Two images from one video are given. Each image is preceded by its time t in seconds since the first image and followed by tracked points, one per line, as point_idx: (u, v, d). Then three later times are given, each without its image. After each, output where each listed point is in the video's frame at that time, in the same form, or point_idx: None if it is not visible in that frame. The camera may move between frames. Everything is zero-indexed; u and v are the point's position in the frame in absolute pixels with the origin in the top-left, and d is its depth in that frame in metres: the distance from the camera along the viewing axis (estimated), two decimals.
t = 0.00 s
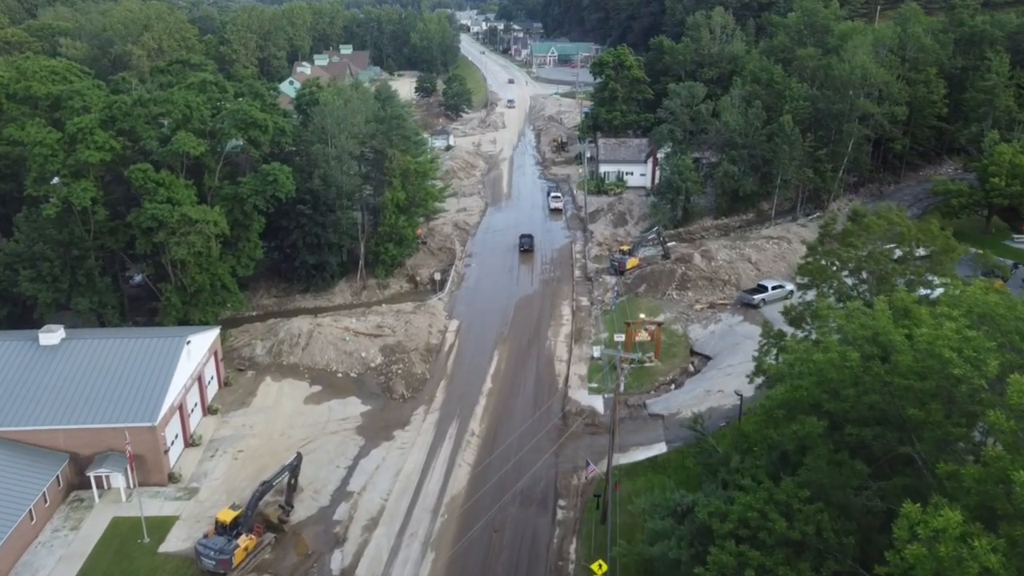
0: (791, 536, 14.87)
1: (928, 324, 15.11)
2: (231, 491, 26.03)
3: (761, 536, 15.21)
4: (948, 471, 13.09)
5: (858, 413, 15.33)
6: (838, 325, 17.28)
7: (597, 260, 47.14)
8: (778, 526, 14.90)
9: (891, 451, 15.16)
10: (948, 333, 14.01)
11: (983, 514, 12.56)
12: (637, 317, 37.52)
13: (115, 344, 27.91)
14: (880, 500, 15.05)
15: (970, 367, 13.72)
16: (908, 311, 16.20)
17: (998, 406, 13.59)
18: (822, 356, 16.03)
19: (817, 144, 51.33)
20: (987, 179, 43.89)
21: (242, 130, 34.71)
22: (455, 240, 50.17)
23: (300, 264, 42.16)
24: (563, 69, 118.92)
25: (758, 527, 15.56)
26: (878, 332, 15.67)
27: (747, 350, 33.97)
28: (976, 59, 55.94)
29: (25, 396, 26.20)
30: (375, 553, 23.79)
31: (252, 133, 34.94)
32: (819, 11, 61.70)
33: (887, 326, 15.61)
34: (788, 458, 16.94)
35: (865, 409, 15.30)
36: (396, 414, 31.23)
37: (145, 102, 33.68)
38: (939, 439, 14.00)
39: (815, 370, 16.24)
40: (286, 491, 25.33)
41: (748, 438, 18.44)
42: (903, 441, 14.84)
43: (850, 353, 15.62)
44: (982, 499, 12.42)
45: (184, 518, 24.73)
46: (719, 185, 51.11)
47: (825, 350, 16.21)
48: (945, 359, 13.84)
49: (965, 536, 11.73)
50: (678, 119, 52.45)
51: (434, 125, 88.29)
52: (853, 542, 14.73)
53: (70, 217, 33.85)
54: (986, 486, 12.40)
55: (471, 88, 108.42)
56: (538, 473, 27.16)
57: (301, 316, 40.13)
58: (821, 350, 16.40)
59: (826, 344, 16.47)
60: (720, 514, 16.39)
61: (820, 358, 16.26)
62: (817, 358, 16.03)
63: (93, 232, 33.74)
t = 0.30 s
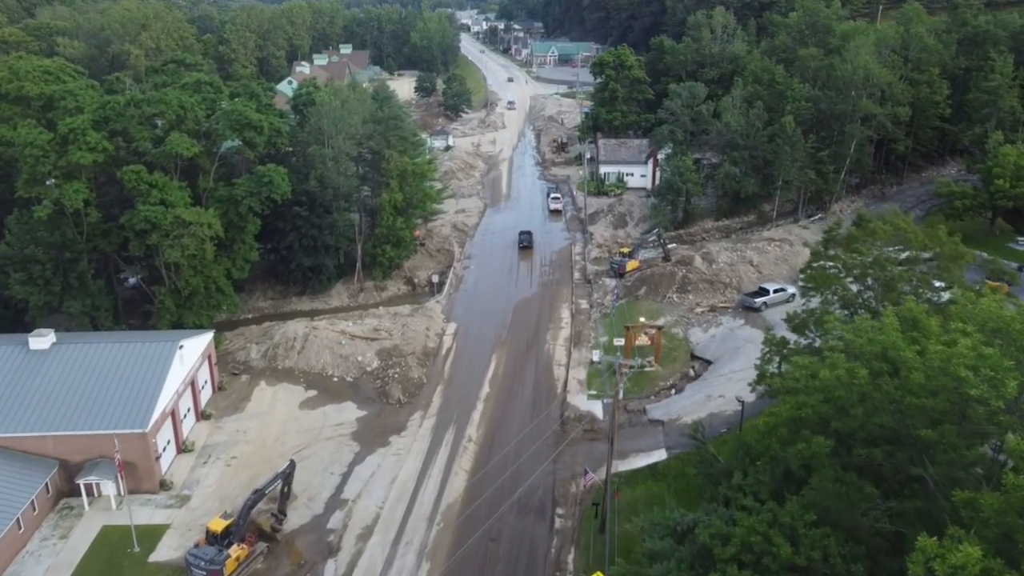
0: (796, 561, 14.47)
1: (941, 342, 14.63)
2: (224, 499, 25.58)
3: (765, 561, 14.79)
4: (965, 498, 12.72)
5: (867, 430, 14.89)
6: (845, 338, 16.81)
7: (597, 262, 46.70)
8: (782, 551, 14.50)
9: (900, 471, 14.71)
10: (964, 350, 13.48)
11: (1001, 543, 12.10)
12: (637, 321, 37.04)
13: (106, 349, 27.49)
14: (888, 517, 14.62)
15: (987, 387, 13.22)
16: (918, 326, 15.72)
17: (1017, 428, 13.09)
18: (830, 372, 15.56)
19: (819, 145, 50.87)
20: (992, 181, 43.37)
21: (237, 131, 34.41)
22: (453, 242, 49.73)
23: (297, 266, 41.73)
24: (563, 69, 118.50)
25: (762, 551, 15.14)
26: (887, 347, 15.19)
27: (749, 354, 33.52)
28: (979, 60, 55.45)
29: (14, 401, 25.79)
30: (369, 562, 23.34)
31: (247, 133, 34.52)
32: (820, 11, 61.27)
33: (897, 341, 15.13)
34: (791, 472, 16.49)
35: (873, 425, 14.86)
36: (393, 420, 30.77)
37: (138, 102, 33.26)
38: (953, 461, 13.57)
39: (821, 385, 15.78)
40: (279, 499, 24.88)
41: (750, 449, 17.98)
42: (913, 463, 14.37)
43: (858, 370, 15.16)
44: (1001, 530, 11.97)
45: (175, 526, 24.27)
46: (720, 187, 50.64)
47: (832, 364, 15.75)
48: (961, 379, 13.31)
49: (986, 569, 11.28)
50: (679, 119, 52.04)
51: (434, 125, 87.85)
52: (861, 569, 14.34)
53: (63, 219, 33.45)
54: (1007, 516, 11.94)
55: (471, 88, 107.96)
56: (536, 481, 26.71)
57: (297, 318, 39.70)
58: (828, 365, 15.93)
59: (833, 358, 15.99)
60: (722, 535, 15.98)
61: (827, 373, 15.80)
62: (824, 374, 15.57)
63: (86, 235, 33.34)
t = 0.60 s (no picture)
0: None
1: (952, 357, 14.22)
2: (218, 505, 25.22)
3: None
4: (980, 523, 12.34)
5: (875, 446, 14.48)
6: (851, 350, 16.41)
7: (597, 264, 46.32)
8: (788, 569, 14.13)
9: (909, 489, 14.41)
10: (978, 366, 13.14)
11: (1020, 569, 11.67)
12: (637, 324, 36.68)
13: (99, 353, 27.12)
14: (896, 532, 14.24)
15: (1002, 405, 12.88)
16: (928, 339, 15.30)
17: None
18: (836, 387, 15.17)
19: (821, 146, 50.48)
20: (997, 182, 42.92)
21: (232, 132, 33.98)
22: (452, 243, 49.36)
23: (294, 268, 41.34)
24: (564, 69, 118.08)
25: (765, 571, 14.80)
26: (895, 360, 14.78)
27: (750, 357, 33.18)
28: (982, 60, 55.04)
29: (5, 406, 25.43)
30: (365, 571, 22.98)
31: (243, 134, 34.15)
32: (822, 11, 60.83)
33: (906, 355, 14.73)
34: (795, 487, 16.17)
35: (881, 440, 14.48)
36: (390, 424, 30.39)
37: (133, 103, 32.87)
38: (965, 481, 13.16)
39: (827, 398, 15.38)
40: (273, 505, 24.51)
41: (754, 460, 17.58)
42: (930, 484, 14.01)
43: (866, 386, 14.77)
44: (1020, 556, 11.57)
45: (167, 533, 23.90)
46: (721, 188, 50.28)
47: (839, 378, 15.36)
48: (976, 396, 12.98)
49: None
50: (680, 120, 51.67)
51: (433, 126, 87.43)
52: None
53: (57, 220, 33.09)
54: None
55: (471, 87, 107.56)
56: (535, 487, 26.35)
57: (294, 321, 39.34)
58: (834, 379, 15.54)
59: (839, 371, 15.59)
60: (724, 554, 15.63)
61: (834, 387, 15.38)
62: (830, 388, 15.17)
63: (80, 236, 33.00)
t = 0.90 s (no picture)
0: None
1: (965, 374, 13.78)
2: (212, 511, 24.86)
3: None
4: (996, 550, 11.91)
5: (883, 463, 14.08)
6: (857, 360, 16.01)
7: (597, 265, 45.98)
8: None
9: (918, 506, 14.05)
10: (993, 382, 12.80)
11: None
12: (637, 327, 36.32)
13: (92, 356, 26.77)
14: (904, 549, 13.88)
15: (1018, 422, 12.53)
16: (939, 354, 14.86)
17: None
18: (843, 402, 14.74)
19: (823, 147, 50.13)
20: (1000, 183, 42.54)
21: (228, 132, 33.65)
22: (451, 244, 49.02)
23: (291, 269, 40.99)
24: (564, 69, 117.75)
25: None
26: (905, 374, 14.39)
27: (752, 361, 32.85)
28: (985, 60, 54.70)
29: None
30: None
31: (239, 134, 33.80)
32: (824, 11, 60.43)
33: (916, 370, 14.29)
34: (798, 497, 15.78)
35: (889, 456, 14.07)
36: (386, 429, 30.02)
37: (127, 103, 32.52)
38: (981, 501, 12.75)
39: (834, 412, 14.96)
40: (267, 512, 24.17)
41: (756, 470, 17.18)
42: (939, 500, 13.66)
43: (875, 402, 14.35)
44: None
45: (160, 541, 23.52)
46: (722, 189, 49.95)
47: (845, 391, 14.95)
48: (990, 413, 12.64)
49: None
50: (680, 120, 51.30)
51: (433, 126, 87.06)
52: None
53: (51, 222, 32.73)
54: None
55: (471, 87, 107.26)
56: (533, 494, 25.99)
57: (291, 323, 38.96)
58: (841, 393, 15.11)
59: (846, 385, 15.15)
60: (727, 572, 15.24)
61: (841, 400, 14.97)
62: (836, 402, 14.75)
63: (74, 238, 32.64)
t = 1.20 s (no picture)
0: None
1: (978, 391, 13.43)
2: (206, 517, 24.52)
3: None
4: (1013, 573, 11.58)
5: (892, 480, 13.79)
6: (863, 370, 15.67)
7: (596, 266, 45.64)
8: None
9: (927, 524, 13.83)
10: (1008, 398, 12.48)
11: None
12: (637, 329, 35.98)
13: (85, 360, 26.45)
14: (913, 568, 13.55)
15: None
16: (949, 366, 14.51)
17: None
18: (850, 417, 14.34)
19: (825, 147, 49.78)
20: (1003, 184, 42.22)
21: (224, 133, 33.36)
22: (450, 245, 48.71)
23: (288, 271, 40.65)
24: (564, 68, 117.41)
25: None
26: (913, 387, 14.06)
27: (753, 364, 32.52)
28: (988, 61, 54.31)
29: None
30: None
31: (235, 134, 33.49)
32: (825, 11, 60.05)
33: (926, 384, 13.95)
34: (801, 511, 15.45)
35: (898, 473, 13.73)
36: (383, 433, 29.69)
37: (122, 103, 32.21)
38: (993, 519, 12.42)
39: (840, 427, 14.56)
40: (262, 518, 23.84)
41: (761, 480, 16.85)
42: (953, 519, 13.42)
43: (884, 417, 13.97)
44: None
45: (153, 547, 23.19)
46: (723, 189, 49.64)
47: (851, 404, 14.57)
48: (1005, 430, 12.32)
49: None
50: (681, 120, 50.93)
51: (432, 126, 86.67)
52: None
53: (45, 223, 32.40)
54: None
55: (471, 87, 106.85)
56: (531, 500, 25.66)
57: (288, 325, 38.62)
58: (848, 407, 14.70)
59: (853, 398, 14.75)
60: None
61: (848, 414, 14.60)
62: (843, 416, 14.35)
63: (68, 240, 32.33)
